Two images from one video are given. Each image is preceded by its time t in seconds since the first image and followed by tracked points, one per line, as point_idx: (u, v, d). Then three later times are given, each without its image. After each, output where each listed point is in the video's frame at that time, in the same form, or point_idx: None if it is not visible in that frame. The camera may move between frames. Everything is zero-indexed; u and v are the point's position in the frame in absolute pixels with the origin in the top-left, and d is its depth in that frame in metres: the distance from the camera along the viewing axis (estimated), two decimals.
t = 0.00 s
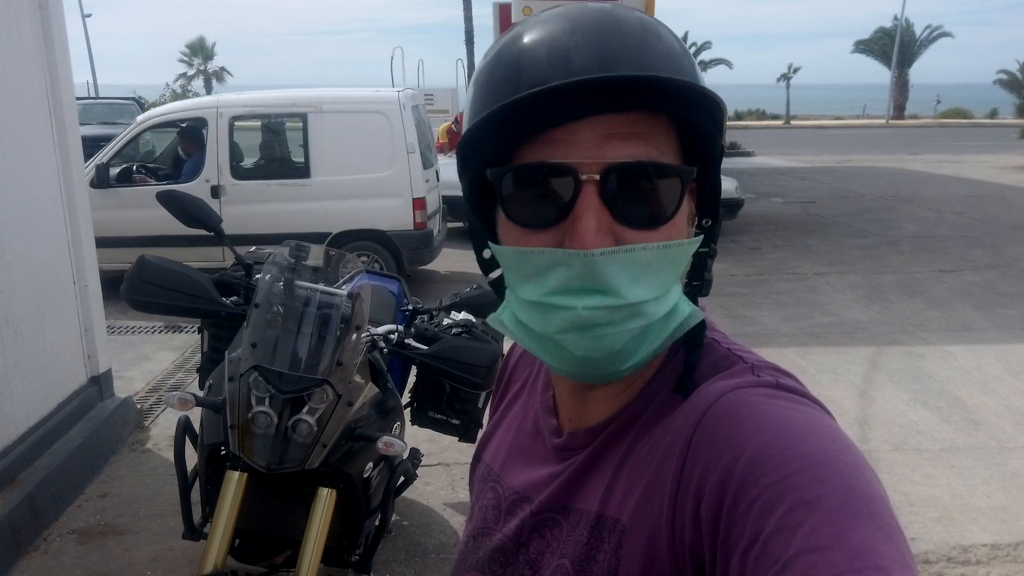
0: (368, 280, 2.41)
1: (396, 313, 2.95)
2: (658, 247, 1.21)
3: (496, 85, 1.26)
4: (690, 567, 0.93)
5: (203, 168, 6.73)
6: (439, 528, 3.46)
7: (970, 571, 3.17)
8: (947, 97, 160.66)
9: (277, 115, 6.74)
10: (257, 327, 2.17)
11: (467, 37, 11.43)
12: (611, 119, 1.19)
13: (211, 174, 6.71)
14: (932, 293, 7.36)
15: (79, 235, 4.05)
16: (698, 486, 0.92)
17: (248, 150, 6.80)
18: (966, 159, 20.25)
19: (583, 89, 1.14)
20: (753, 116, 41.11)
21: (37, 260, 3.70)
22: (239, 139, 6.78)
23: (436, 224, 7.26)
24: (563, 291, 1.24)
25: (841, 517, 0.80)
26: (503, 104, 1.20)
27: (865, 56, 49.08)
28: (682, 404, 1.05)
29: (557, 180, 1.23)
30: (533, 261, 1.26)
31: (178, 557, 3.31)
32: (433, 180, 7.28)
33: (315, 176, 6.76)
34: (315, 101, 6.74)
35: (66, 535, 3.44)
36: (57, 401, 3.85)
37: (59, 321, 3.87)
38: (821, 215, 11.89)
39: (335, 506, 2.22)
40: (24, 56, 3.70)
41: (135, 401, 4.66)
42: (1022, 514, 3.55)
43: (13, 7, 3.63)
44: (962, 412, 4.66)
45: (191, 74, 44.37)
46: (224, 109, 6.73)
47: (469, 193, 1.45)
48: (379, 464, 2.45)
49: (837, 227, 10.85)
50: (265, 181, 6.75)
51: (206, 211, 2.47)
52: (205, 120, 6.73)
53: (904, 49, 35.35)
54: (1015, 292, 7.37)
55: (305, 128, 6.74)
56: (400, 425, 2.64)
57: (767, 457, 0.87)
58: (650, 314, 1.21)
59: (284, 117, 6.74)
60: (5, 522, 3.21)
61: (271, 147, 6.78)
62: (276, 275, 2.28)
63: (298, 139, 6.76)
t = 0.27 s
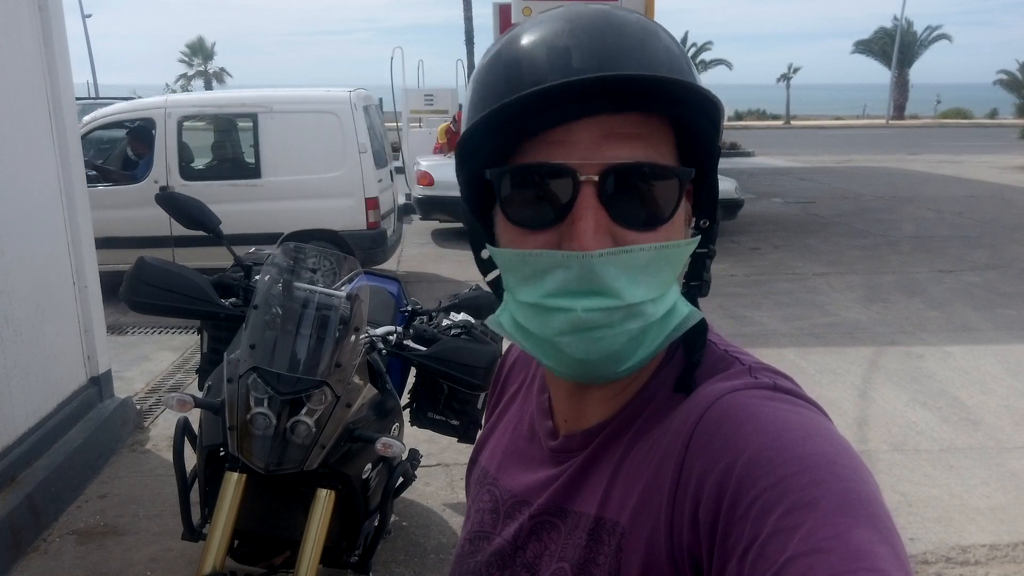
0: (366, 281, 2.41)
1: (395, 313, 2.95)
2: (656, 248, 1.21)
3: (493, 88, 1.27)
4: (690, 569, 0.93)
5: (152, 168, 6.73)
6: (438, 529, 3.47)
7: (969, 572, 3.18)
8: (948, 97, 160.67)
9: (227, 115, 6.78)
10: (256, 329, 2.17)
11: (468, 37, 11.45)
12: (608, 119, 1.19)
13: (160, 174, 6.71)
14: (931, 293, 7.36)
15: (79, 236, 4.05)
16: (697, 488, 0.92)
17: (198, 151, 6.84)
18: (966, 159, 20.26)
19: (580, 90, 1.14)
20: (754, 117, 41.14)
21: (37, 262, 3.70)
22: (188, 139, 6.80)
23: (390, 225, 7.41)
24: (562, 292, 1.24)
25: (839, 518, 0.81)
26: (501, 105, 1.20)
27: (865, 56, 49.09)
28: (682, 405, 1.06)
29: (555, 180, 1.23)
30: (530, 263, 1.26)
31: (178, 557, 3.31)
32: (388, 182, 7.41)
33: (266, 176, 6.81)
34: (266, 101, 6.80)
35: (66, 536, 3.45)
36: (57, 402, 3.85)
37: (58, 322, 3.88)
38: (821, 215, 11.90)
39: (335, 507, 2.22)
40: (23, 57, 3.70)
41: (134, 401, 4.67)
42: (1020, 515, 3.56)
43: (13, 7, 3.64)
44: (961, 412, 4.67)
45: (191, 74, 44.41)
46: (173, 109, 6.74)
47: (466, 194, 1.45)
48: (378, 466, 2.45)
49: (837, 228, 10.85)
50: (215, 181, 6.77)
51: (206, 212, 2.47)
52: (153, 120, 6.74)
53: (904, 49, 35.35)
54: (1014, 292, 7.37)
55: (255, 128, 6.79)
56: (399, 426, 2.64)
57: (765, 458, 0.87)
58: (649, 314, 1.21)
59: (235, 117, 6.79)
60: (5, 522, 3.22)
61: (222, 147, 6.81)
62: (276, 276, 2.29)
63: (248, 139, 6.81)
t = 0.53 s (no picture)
0: (368, 280, 2.40)
1: (396, 313, 2.95)
2: (647, 266, 1.21)
3: (472, 111, 1.27)
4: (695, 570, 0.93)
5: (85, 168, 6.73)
6: (439, 529, 3.46)
7: (971, 572, 3.17)
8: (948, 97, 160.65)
9: (164, 115, 6.81)
10: (257, 328, 2.16)
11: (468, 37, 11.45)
12: (588, 138, 1.19)
13: (94, 174, 6.72)
14: (932, 293, 7.36)
15: (80, 236, 4.05)
16: (701, 489, 0.92)
17: (134, 151, 6.86)
18: (966, 159, 20.25)
19: (558, 117, 1.14)
20: (754, 117, 41.14)
21: (38, 262, 3.70)
22: (123, 140, 6.82)
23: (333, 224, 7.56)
24: (557, 321, 1.23)
25: (845, 518, 0.80)
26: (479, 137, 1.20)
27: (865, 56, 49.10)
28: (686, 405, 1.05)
29: (541, 205, 1.23)
30: (524, 294, 1.25)
31: (179, 557, 3.31)
32: (330, 181, 7.56)
33: (204, 176, 6.83)
34: (200, 100, 6.81)
35: (67, 535, 3.44)
36: (58, 402, 3.85)
37: (59, 323, 3.87)
38: (822, 215, 11.89)
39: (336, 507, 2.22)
40: (23, 56, 3.70)
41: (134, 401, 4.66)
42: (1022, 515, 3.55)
43: (13, 6, 3.63)
44: (962, 412, 4.66)
45: (192, 74, 44.41)
46: (104, 110, 6.77)
47: (454, 212, 1.45)
48: (380, 465, 2.44)
49: (837, 228, 10.85)
50: (152, 181, 6.79)
51: (207, 211, 2.46)
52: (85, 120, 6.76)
53: (904, 49, 35.34)
54: (1015, 292, 7.37)
55: (192, 127, 6.81)
56: (400, 426, 2.64)
57: (770, 459, 0.87)
58: (648, 333, 1.19)
59: (171, 117, 6.82)
60: (5, 521, 3.21)
61: (160, 147, 6.84)
62: (276, 274, 2.27)
63: (185, 139, 6.84)
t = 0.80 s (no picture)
0: (367, 281, 2.41)
1: (396, 313, 2.95)
2: (644, 258, 1.22)
3: (473, 102, 1.27)
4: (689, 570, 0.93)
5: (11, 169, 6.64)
6: (439, 528, 3.47)
7: (970, 571, 3.17)
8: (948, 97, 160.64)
9: (91, 115, 6.73)
10: (257, 327, 2.16)
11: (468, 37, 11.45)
12: (589, 131, 1.20)
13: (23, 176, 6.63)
14: (932, 293, 7.36)
15: (80, 236, 4.06)
16: (697, 489, 0.92)
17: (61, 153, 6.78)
18: (966, 159, 20.25)
19: (558, 106, 1.15)
20: (754, 117, 41.15)
21: (38, 262, 3.71)
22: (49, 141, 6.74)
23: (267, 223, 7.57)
24: (550, 310, 1.24)
25: (841, 520, 0.81)
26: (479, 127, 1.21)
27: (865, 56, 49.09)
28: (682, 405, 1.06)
29: (539, 195, 1.24)
30: (519, 282, 1.26)
31: (179, 556, 3.31)
32: (264, 179, 7.53)
33: (132, 176, 6.82)
34: (127, 99, 6.77)
35: (66, 535, 3.45)
36: (58, 401, 3.85)
37: (59, 322, 3.88)
38: (822, 215, 11.90)
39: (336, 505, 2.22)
40: (23, 57, 3.70)
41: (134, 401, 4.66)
42: (1021, 514, 3.56)
43: (13, 6, 3.63)
44: (962, 412, 4.66)
45: (192, 74, 44.40)
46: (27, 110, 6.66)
47: (453, 204, 1.46)
48: (380, 464, 2.45)
49: (837, 228, 10.85)
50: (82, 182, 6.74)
51: (208, 212, 2.47)
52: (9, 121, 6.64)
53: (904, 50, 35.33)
54: (1015, 292, 7.37)
55: (120, 127, 6.78)
56: (400, 424, 2.64)
57: (766, 460, 0.87)
58: (642, 325, 1.20)
59: (97, 117, 6.76)
60: (5, 521, 3.21)
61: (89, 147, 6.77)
62: (276, 275, 2.27)
63: (112, 139, 6.79)
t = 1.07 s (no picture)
0: (366, 281, 2.41)
1: (395, 313, 2.95)
2: (635, 258, 1.22)
3: (469, 99, 1.28)
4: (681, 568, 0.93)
5: None
6: (438, 529, 3.47)
7: (969, 571, 3.17)
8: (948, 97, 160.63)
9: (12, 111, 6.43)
10: (256, 327, 2.16)
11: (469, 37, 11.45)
12: (584, 130, 1.20)
13: None
14: (932, 293, 7.36)
15: (79, 236, 4.06)
16: (688, 488, 0.93)
17: None
18: (966, 159, 20.25)
19: (552, 104, 1.16)
20: (754, 117, 41.14)
21: (37, 262, 3.71)
22: None
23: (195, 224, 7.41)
24: (540, 308, 1.25)
25: (830, 519, 0.81)
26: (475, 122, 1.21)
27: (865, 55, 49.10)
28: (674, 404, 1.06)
29: (533, 193, 1.24)
30: (511, 278, 1.27)
31: (178, 557, 3.31)
32: (193, 179, 7.40)
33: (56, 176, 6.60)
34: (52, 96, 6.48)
35: (66, 535, 3.45)
36: (57, 401, 3.85)
37: (59, 322, 3.88)
38: (822, 215, 11.89)
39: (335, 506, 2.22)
40: (23, 57, 3.70)
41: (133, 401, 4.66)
42: (1020, 515, 3.56)
43: (13, 6, 3.63)
44: (961, 412, 4.66)
45: (192, 74, 44.38)
46: None
47: (449, 200, 1.47)
48: (378, 465, 2.45)
49: (837, 227, 10.85)
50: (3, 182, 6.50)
51: (207, 211, 2.46)
52: None
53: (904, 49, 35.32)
54: (1014, 292, 7.37)
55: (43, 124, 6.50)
56: (399, 424, 2.64)
57: (757, 459, 0.87)
58: (632, 324, 1.21)
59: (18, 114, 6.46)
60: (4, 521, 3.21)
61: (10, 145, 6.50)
62: (275, 274, 2.26)
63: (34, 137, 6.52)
